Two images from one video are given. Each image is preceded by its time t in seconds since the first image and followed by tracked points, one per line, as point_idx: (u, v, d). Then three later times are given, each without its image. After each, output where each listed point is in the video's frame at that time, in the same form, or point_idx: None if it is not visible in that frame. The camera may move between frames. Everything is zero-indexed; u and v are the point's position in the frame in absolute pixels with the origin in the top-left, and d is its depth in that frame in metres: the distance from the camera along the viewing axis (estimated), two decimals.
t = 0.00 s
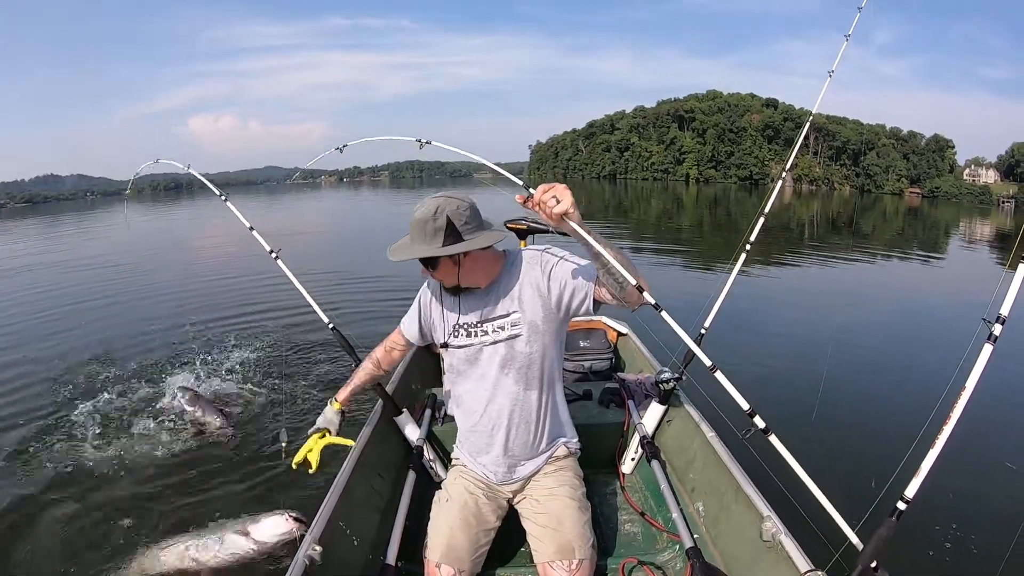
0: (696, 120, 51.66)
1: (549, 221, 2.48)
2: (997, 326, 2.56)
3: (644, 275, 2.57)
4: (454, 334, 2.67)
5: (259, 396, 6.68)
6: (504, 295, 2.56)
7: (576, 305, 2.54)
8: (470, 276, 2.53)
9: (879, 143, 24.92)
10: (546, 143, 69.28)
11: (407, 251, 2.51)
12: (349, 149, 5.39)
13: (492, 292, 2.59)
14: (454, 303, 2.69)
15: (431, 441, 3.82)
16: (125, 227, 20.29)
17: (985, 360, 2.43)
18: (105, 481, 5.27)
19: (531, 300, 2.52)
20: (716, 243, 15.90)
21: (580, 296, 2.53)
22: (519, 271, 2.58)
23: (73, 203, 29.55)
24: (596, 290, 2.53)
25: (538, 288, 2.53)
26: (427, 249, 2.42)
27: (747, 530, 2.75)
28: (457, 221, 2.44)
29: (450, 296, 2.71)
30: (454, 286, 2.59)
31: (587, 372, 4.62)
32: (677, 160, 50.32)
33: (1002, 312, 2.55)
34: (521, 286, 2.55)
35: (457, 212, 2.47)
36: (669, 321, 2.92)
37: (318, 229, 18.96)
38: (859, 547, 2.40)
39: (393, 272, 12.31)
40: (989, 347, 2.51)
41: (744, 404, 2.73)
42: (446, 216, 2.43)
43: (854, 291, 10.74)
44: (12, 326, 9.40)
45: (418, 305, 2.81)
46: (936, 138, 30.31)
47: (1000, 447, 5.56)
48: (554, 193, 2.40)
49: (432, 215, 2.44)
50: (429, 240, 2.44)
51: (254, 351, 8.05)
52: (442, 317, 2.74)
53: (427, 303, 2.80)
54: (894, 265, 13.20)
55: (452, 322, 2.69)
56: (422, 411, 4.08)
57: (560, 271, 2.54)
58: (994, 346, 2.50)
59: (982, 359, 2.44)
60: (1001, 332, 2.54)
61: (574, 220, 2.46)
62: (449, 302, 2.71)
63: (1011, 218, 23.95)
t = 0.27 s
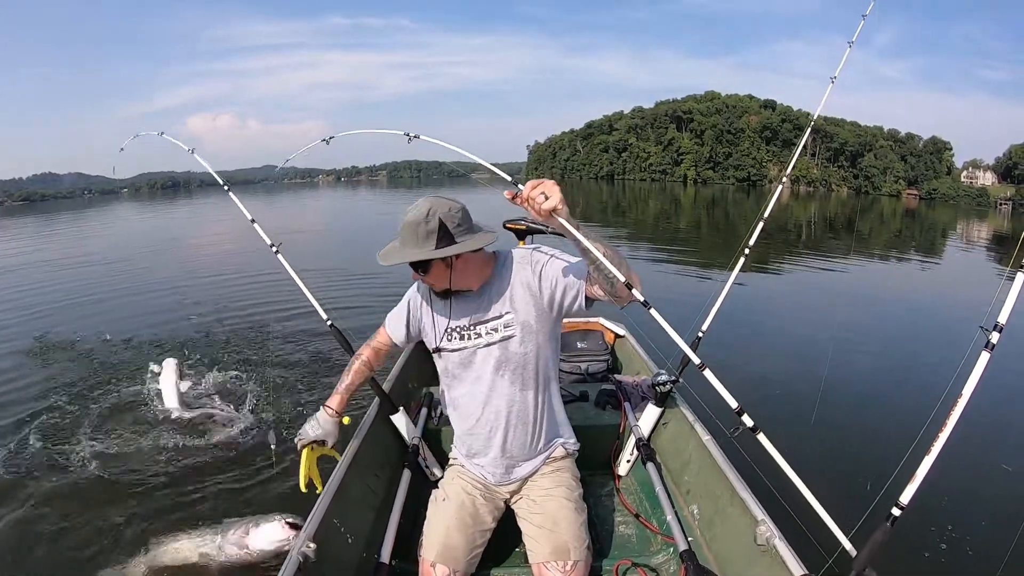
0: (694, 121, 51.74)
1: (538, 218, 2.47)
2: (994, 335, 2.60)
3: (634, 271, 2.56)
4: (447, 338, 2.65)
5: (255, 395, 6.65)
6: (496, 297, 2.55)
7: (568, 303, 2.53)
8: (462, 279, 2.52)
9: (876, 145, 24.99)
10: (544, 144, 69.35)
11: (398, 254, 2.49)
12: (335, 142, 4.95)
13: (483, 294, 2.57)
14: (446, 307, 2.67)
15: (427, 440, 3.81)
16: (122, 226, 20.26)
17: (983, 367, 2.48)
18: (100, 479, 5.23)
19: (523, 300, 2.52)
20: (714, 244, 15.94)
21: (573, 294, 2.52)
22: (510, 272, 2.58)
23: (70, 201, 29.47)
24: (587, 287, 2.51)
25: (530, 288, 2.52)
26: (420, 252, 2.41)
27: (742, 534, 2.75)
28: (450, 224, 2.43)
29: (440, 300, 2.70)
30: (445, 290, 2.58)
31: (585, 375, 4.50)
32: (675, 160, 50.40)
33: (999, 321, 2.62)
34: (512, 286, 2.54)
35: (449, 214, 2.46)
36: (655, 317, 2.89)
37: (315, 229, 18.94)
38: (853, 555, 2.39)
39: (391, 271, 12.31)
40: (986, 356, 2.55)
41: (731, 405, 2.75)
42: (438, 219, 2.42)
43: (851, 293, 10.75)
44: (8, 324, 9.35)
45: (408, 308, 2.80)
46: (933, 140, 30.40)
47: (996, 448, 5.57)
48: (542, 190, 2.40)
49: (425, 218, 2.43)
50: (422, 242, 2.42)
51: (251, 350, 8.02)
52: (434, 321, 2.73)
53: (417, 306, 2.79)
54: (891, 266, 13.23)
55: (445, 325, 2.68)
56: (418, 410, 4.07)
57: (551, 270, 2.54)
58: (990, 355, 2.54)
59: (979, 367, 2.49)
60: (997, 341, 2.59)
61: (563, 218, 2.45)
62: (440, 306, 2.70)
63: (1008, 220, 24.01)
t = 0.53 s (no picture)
0: (692, 121, 51.81)
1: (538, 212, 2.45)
2: (994, 337, 2.62)
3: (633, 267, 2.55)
4: (445, 342, 2.61)
5: (254, 394, 6.64)
6: (495, 297, 2.54)
7: (567, 302, 2.54)
8: (462, 279, 2.50)
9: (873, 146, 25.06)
10: (543, 144, 69.40)
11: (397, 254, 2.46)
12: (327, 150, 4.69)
13: (481, 294, 2.56)
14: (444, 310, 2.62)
15: (425, 440, 3.80)
16: (120, 225, 20.24)
17: (982, 370, 2.50)
18: (99, 479, 5.21)
19: (521, 300, 2.51)
20: (712, 244, 15.97)
21: (573, 292, 2.52)
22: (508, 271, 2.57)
23: (67, 200, 29.43)
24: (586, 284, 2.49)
25: (528, 287, 2.52)
26: (421, 250, 2.39)
27: (739, 534, 2.75)
28: (451, 223, 2.43)
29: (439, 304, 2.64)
30: (443, 292, 2.54)
31: (583, 374, 4.54)
32: (672, 161, 50.47)
33: (999, 323, 2.63)
34: (511, 286, 2.54)
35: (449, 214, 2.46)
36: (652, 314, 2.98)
37: (314, 229, 18.95)
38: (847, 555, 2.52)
39: (390, 271, 12.31)
40: (985, 358, 2.57)
41: (731, 401, 2.88)
42: (439, 217, 2.41)
43: (850, 293, 10.77)
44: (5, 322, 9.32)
45: (401, 317, 2.70)
46: (931, 141, 30.51)
47: (994, 449, 5.58)
48: (543, 183, 2.37)
49: (425, 217, 2.42)
50: (423, 241, 2.40)
51: (250, 349, 8.02)
52: (431, 326, 2.67)
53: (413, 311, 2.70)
54: (889, 267, 13.25)
55: (443, 330, 2.63)
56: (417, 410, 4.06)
57: (549, 268, 2.53)
58: (990, 358, 2.57)
59: (978, 370, 2.51)
60: (997, 343, 2.61)
61: (564, 213, 2.43)
62: (436, 311, 2.65)
63: (1005, 221, 24.05)
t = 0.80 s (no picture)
0: (690, 121, 51.87)
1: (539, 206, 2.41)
2: (994, 336, 2.63)
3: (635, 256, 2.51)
4: (444, 348, 2.59)
5: (254, 394, 6.63)
6: (494, 298, 2.54)
7: (567, 297, 2.54)
8: (460, 281, 2.49)
9: (871, 146, 25.09)
10: (540, 144, 69.44)
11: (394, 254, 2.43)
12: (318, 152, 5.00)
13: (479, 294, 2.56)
14: (443, 315, 2.60)
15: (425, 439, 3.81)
16: (117, 225, 20.21)
17: (982, 369, 2.51)
18: (98, 479, 5.20)
19: (520, 300, 2.52)
20: (710, 244, 15.99)
21: (573, 287, 2.53)
22: (507, 270, 2.58)
23: (64, 200, 29.36)
24: (588, 277, 2.48)
25: (526, 286, 2.53)
26: (420, 251, 2.37)
27: (739, 534, 2.76)
28: (449, 223, 2.42)
29: (437, 309, 2.62)
30: (442, 294, 2.53)
31: (583, 373, 4.58)
32: (670, 161, 50.52)
33: (1000, 322, 2.63)
34: (509, 286, 2.55)
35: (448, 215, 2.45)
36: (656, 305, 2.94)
37: (312, 229, 18.94)
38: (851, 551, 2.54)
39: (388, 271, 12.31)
40: (985, 358, 2.58)
41: (734, 394, 2.86)
42: (437, 218, 2.40)
43: (848, 293, 10.80)
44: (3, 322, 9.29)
45: (394, 322, 2.65)
46: (928, 141, 30.55)
47: (993, 448, 5.59)
48: (544, 176, 2.33)
49: (423, 217, 2.40)
50: (422, 242, 2.38)
51: (249, 349, 8.00)
52: (429, 333, 2.64)
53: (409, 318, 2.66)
54: (887, 267, 13.28)
55: (441, 336, 2.61)
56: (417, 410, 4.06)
57: (547, 265, 2.54)
58: (990, 357, 2.57)
59: (979, 369, 2.51)
60: (997, 342, 2.62)
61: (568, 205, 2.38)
62: (434, 314, 2.63)
63: (1002, 221, 24.10)
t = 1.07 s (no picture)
0: (687, 122, 51.99)
1: (554, 203, 2.45)
2: (995, 333, 2.65)
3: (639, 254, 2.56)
4: (445, 354, 2.54)
5: (254, 394, 6.63)
6: (495, 302, 2.52)
7: (568, 298, 2.55)
8: (470, 293, 2.46)
9: (868, 148, 25.17)
10: (537, 145, 69.82)
11: (408, 279, 2.34)
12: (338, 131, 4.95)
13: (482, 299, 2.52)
14: (443, 324, 2.54)
15: (427, 439, 3.81)
16: (115, 224, 20.21)
17: (983, 365, 2.54)
18: (100, 478, 5.20)
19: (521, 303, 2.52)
20: (708, 245, 16.05)
21: (576, 288, 2.54)
22: (513, 274, 2.57)
23: (62, 200, 29.36)
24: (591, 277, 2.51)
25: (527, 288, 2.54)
26: (437, 274, 2.31)
27: (742, 534, 2.76)
28: (461, 239, 2.37)
29: (437, 318, 2.56)
30: (452, 306, 2.49)
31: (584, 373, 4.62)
32: (667, 161, 50.65)
33: (1000, 320, 2.66)
34: (510, 289, 2.54)
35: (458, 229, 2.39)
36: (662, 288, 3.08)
37: (311, 228, 18.97)
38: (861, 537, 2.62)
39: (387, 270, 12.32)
40: (987, 355, 2.61)
41: (745, 385, 2.96)
42: (451, 235, 2.34)
43: (846, 294, 10.83)
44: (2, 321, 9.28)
45: (392, 331, 2.57)
46: (925, 143, 30.61)
47: (993, 449, 5.61)
48: (559, 172, 2.38)
49: (436, 236, 2.32)
50: (437, 262, 2.32)
51: (248, 348, 8.00)
52: (428, 340, 2.58)
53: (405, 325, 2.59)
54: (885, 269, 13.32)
55: (441, 343, 2.55)
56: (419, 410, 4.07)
57: (548, 267, 2.57)
58: (991, 354, 2.60)
59: (980, 366, 2.54)
60: (998, 340, 2.64)
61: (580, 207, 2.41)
62: (433, 325, 2.56)
63: (999, 223, 24.16)
